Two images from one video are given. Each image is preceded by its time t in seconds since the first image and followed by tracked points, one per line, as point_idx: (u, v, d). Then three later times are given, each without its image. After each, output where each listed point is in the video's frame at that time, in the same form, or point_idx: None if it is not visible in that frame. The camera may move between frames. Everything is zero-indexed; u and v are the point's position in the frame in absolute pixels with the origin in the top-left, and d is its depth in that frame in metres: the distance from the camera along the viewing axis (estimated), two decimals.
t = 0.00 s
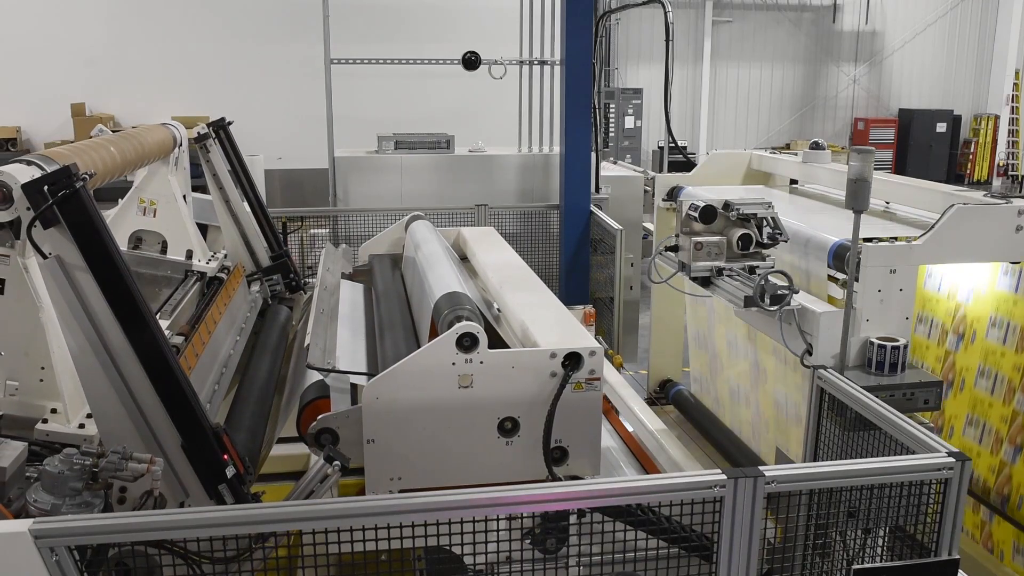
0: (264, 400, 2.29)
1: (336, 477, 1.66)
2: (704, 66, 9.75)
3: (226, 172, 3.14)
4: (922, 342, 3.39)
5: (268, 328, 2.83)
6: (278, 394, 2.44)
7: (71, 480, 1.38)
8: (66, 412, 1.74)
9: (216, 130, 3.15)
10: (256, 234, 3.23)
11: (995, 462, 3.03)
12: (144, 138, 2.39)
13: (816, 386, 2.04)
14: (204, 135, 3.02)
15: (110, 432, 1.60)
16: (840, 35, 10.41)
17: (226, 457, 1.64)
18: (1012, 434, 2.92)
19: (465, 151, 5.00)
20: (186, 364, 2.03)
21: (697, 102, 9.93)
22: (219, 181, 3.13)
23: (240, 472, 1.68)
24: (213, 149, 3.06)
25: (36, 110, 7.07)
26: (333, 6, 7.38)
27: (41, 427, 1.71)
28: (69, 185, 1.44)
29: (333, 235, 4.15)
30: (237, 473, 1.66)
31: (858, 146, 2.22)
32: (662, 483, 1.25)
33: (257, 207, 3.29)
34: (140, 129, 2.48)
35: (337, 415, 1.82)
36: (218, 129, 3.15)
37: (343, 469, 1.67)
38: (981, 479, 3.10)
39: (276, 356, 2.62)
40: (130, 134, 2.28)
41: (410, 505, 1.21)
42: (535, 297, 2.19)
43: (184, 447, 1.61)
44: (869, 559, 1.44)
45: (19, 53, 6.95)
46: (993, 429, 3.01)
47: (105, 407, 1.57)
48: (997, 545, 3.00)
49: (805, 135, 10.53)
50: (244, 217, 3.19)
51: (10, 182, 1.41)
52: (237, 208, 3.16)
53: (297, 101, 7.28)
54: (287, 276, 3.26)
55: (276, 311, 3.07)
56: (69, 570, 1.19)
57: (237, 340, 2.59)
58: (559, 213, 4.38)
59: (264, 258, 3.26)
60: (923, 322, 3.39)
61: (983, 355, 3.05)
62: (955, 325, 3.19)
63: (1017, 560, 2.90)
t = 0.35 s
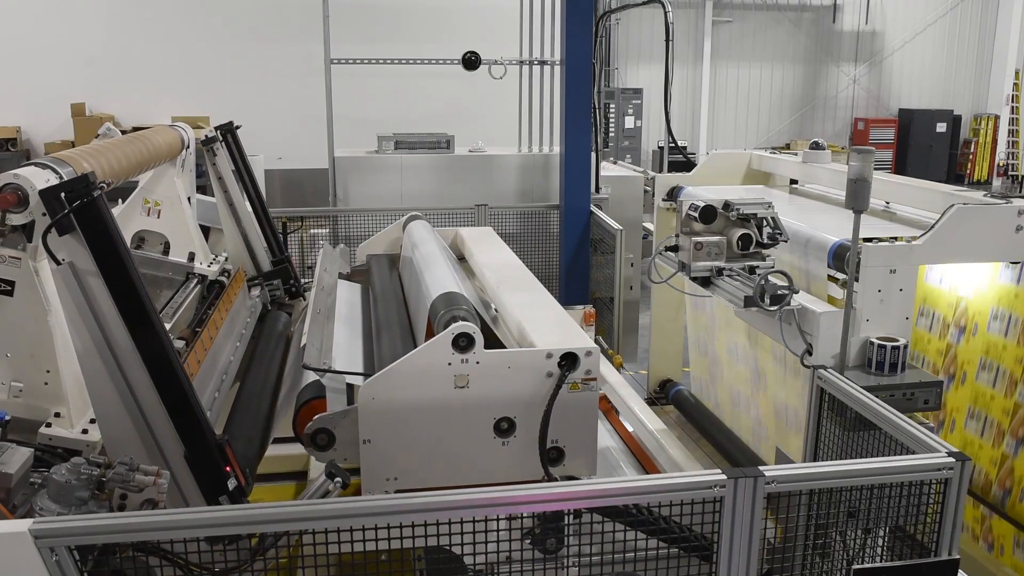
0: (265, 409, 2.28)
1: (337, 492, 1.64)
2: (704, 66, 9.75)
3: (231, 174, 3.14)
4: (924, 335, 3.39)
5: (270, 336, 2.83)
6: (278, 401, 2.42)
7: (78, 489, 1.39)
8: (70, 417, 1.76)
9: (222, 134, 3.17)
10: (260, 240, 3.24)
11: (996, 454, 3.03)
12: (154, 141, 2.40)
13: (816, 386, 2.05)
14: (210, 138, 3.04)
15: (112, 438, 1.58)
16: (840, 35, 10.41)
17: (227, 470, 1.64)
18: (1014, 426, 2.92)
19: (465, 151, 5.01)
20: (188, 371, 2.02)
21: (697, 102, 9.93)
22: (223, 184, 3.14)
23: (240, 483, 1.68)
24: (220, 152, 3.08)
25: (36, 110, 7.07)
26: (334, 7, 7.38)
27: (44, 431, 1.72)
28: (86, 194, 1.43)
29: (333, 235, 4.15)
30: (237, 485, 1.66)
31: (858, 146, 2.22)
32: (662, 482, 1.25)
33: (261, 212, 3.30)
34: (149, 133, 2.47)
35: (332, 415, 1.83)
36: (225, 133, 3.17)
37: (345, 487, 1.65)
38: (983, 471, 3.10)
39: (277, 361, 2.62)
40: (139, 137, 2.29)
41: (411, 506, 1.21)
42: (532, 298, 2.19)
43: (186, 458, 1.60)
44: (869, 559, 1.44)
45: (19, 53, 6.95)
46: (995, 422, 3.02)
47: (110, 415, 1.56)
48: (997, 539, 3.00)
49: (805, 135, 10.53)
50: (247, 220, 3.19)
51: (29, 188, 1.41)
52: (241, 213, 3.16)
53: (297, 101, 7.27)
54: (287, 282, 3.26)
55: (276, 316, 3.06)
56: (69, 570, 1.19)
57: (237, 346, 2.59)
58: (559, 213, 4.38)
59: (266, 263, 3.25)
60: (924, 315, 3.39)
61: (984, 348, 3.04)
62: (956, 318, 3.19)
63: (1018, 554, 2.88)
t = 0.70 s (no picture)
0: (264, 418, 2.27)
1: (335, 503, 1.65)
2: (704, 66, 9.75)
3: (236, 176, 3.15)
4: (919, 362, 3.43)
5: (270, 341, 2.82)
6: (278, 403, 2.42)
7: (83, 499, 1.38)
8: (73, 422, 1.76)
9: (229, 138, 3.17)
10: (262, 245, 3.25)
11: (1002, 433, 3.00)
12: (162, 143, 2.40)
13: (816, 386, 2.05)
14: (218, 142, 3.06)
15: (116, 444, 1.57)
16: (840, 35, 10.40)
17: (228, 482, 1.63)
18: (1019, 407, 2.90)
19: (465, 151, 5.01)
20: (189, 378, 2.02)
21: (697, 102, 9.93)
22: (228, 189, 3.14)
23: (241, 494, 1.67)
24: (227, 155, 3.09)
25: (36, 111, 7.07)
26: (333, 7, 7.38)
27: (48, 435, 1.72)
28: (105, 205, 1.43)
29: (334, 235, 4.16)
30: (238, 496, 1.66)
31: (858, 146, 2.22)
32: (662, 482, 1.25)
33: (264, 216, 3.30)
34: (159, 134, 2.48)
35: (328, 414, 1.82)
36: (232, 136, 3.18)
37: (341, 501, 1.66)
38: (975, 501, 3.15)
39: (276, 366, 2.62)
40: (149, 141, 2.29)
41: (411, 506, 1.21)
42: (528, 297, 2.19)
43: (189, 468, 1.59)
44: (869, 559, 1.44)
45: (20, 53, 6.95)
46: (1000, 401, 2.99)
47: (115, 422, 1.55)
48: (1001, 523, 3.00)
49: (805, 135, 10.53)
50: (250, 223, 3.19)
51: (45, 193, 1.44)
52: (244, 217, 3.17)
53: (297, 100, 7.27)
54: (287, 287, 3.25)
55: (274, 322, 3.06)
56: (69, 570, 1.19)
57: (237, 352, 2.59)
58: (559, 213, 4.38)
59: (267, 268, 3.26)
60: (918, 342, 3.44)
61: (989, 327, 3.02)
62: (950, 346, 3.24)
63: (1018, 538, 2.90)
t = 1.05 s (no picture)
0: (262, 423, 2.28)
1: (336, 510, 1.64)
2: (704, 66, 9.75)
3: (243, 182, 3.14)
4: (920, 356, 3.43)
5: (268, 348, 2.81)
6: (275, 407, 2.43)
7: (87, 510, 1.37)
8: (76, 428, 1.80)
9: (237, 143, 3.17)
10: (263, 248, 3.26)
11: (1003, 427, 3.00)
12: (171, 145, 2.41)
13: (816, 386, 2.05)
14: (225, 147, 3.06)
15: (118, 451, 1.56)
16: (840, 35, 10.40)
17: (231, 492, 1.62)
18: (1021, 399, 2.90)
19: (465, 151, 5.01)
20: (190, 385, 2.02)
21: (696, 102, 9.93)
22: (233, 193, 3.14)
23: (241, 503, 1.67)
24: (236, 160, 3.09)
25: (36, 111, 7.07)
26: (334, 6, 7.38)
27: (51, 440, 1.75)
28: (122, 215, 1.43)
29: (333, 235, 4.16)
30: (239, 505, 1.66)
31: (858, 146, 2.22)
32: (662, 482, 1.25)
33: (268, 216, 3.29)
34: (167, 136, 2.50)
35: (324, 415, 1.83)
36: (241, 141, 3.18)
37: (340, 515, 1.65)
38: (988, 446, 3.07)
39: (274, 370, 2.63)
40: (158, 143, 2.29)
41: (411, 505, 1.21)
42: (525, 298, 2.19)
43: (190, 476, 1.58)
44: (869, 559, 1.44)
45: (20, 53, 6.95)
46: (1002, 394, 2.99)
47: (118, 428, 1.54)
48: (1001, 517, 3.00)
49: (805, 135, 10.53)
50: (252, 227, 3.19)
51: (60, 197, 1.45)
52: (248, 221, 3.17)
53: (297, 100, 7.27)
54: (286, 291, 3.24)
55: (273, 327, 3.05)
56: (70, 570, 1.19)
57: (236, 356, 2.58)
58: (559, 213, 4.38)
59: (267, 270, 3.27)
60: (919, 337, 3.44)
61: (991, 320, 3.03)
62: (951, 339, 3.24)
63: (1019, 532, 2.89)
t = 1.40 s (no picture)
0: (261, 427, 2.28)
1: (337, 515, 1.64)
2: (704, 66, 9.75)
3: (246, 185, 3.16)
4: (921, 347, 3.40)
5: (265, 351, 2.81)
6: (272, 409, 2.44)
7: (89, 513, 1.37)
8: (79, 433, 1.93)
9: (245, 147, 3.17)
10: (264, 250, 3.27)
11: (1005, 420, 2.95)
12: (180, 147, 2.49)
13: (816, 386, 2.05)
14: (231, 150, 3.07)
15: (117, 449, 1.53)
16: (840, 35, 10.40)
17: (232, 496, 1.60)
18: (1011, 444, 2.93)
19: (465, 151, 5.01)
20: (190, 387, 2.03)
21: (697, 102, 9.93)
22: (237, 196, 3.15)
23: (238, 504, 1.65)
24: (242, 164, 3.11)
25: (36, 111, 7.07)
26: (334, 6, 7.38)
27: (55, 443, 1.88)
28: (137, 224, 1.41)
29: (334, 235, 4.16)
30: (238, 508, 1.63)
31: (858, 146, 2.22)
32: (662, 482, 1.25)
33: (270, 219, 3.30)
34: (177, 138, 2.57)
35: (321, 415, 1.83)
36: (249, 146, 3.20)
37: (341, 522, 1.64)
38: (990, 440, 3.03)
39: (272, 373, 2.63)
40: (168, 146, 2.38)
41: (411, 506, 1.21)
42: (522, 298, 2.20)
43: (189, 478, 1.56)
44: (869, 559, 1.43)
45: (20, 53, 6.95)
46: (991, 438, 3.02)
47: (120, 426, 1.52)
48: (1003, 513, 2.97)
49: (805, 135, 10.53)
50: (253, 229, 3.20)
51: (74, 203, 1.54)
52: (251, 223, 3.19)
53: (298, 100, 7.27)
54: (286, 295, 3.23)
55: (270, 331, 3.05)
56: (69, 570, 1.19)
57: (235, 358, 2.59)
58: (559, 213, 4.38)
59: (267, 273, 3.27)
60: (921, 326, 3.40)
61: (981, 363, 3.05)
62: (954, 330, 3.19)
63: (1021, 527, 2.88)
